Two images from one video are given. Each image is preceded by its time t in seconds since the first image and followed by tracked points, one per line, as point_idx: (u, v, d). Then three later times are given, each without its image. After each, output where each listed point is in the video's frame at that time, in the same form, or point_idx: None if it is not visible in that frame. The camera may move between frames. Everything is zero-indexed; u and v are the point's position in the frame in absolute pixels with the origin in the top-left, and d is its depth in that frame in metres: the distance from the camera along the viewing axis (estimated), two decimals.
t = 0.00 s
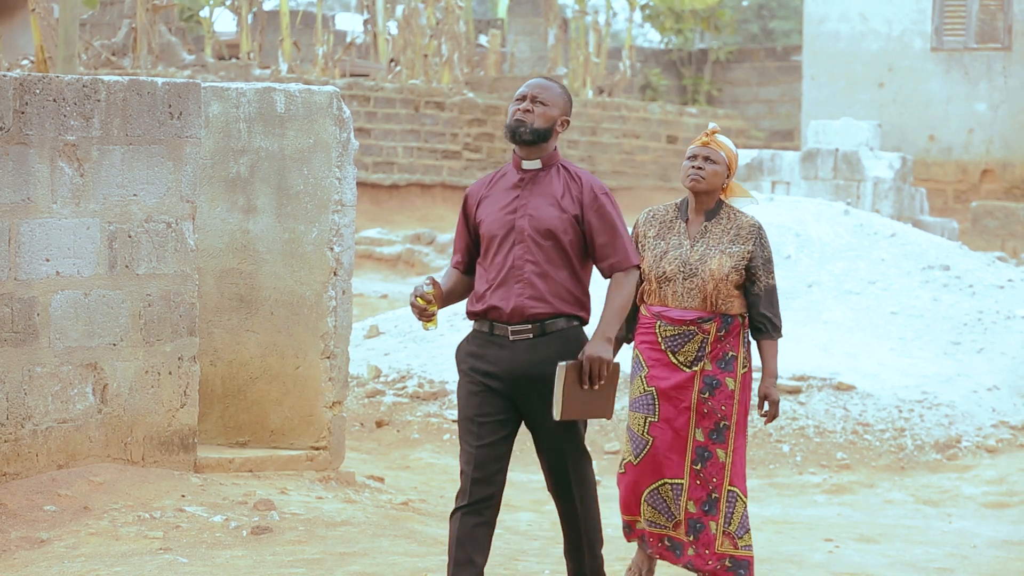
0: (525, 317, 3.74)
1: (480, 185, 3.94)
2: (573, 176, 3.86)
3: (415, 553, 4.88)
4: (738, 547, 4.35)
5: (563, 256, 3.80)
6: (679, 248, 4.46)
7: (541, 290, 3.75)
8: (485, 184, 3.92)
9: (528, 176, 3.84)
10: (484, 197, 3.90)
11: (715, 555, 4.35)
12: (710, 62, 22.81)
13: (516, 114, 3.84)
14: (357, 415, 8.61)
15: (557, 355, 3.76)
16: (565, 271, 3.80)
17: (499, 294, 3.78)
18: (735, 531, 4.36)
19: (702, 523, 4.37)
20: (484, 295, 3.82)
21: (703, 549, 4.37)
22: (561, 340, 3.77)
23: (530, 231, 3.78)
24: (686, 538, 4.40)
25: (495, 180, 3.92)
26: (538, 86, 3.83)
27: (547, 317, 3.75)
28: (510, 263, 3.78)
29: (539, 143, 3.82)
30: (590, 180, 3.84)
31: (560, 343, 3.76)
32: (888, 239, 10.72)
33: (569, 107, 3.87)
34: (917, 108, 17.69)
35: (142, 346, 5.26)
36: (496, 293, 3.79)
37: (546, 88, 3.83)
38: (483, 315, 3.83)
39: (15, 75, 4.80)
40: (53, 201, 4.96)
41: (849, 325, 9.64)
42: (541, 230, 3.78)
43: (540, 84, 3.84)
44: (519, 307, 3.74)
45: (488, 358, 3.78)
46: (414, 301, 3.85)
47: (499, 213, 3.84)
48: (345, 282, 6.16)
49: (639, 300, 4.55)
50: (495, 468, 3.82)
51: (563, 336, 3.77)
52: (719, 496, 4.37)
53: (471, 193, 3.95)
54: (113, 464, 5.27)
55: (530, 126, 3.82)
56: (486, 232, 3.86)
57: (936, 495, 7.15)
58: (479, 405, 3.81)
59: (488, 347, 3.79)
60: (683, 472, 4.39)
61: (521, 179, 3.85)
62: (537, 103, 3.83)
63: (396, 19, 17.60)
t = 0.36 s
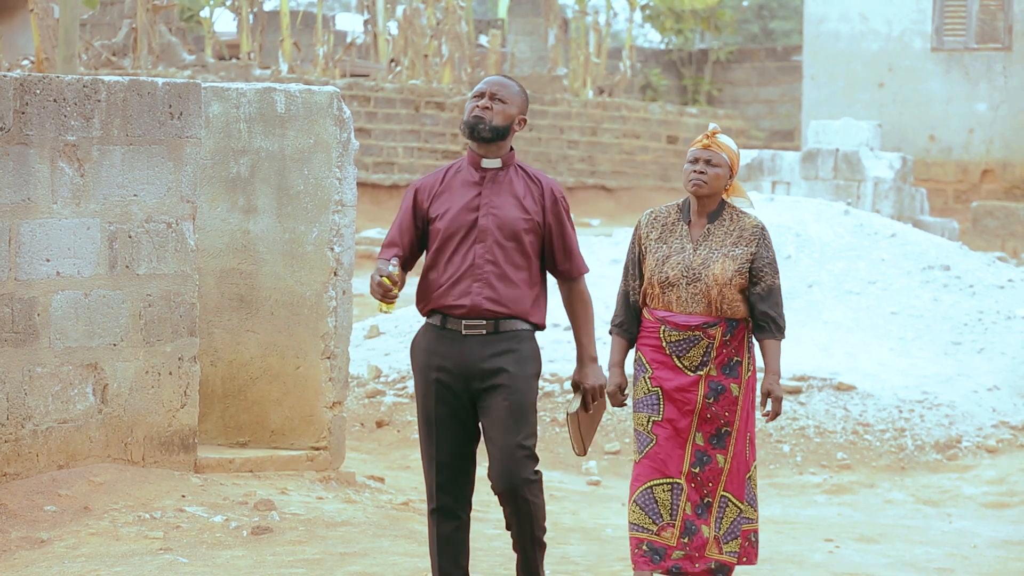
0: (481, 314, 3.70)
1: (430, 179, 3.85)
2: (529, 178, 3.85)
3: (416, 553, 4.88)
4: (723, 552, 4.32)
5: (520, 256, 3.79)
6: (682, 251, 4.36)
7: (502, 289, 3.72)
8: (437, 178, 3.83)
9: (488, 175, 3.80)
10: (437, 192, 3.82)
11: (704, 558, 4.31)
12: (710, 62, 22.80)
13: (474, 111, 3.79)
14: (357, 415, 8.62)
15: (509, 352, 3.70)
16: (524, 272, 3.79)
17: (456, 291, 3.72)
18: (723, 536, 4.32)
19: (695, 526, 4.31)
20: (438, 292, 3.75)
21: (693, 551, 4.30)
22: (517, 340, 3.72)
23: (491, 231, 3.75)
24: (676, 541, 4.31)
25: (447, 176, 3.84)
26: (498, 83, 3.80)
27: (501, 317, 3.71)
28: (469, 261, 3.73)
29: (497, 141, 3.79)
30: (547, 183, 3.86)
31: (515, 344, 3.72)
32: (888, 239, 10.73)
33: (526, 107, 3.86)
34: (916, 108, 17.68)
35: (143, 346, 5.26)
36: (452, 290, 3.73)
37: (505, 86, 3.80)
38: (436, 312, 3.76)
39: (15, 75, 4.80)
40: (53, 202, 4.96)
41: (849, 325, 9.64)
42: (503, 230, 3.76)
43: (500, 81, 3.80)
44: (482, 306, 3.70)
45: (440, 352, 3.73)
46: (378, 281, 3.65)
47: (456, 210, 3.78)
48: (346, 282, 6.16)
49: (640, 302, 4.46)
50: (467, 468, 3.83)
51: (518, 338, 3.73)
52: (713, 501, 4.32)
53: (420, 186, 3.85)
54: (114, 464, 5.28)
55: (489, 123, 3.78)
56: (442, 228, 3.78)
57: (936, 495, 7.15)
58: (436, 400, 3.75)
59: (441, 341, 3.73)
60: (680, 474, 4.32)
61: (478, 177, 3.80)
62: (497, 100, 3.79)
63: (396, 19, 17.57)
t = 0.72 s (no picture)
0: (468, 320, 3.68)
1: (416, 180, 3.80)
2: (515, 179, 3.85)
3: (417, 555, 4.87)
4: (704, 561, 4.22)
5: (509, 258, 3.78)
6: (661, 251, 4.24)
7: (492, 294, 3.70)
8: (424, 179, 3.79)
9: (475, 175, 3.77)
10: (424, 193, 3.77)
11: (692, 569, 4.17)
12: (711, 64, 22.80)
13: (459, 110, 3.77)
14: (357, 416, 8.61)
15: (496, 360, 3.69)
16: (512, 275, 3.78)
17: (444, 295, 3.70)
18: (703, 544, 4.22)
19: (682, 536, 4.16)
20: (427, 297, 3.72)
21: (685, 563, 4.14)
22: (505, 345, 3.71)
23: (480, 233, 3.73)
24: (668, 552, 4.13)
25: (434, 176, 3.80)
26: (482, 83, 3.78)
27: (490, 321, 3.70)
28: (458, 265, 3.71)
29: (483, 141, 3.77)
30: (534, 184, 3.86)
31: (504, 348, 3.70)
32: (889, 241, 10.74)
33: (511, 106, 3.85)
34: (917, 110, 17.43)
35: (143, 347, 5.26)
36: (441, 295, 3.70)
37: (490, 85, 3.79)
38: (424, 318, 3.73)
39: (16, 75, 4.80)
40: (53, 203, 4.96)
41: (850, 327, 9.64)
42: (492, 232, 3.75)
43: (484, 80, 3.78)
44: (472, 311, 3.68)
45: (427, 362, 3.71)
46: (400, 296, 3.59)
47: (444, 211, 3.74)
48: (346, 283, 6.18)
49: (618, 304, 4.33)
50: (458, 478, 3.83)
51: (506, 342, 3.71)
52: (692, 509, 4.22)
53: (407, 188, 3.80)
54: (115, 465, 5.28)
55: (474, 122, 3.76)
56: (430, 231, 3.74)
57: (937, 496, 7.15)
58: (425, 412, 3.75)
59: (429, 350, 3.72)
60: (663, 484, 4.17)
61: (466, 179, 3.77)
62: (482, 99, 3.78)
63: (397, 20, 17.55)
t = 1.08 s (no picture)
0: (462, 335, 3.68)
1: (421, 194, 3.86)
2: (518, 189, 3.81)
3: (416, 563, 4.88)
4: (705, 567, 4.19)
5: (506, 270, 3.74)
6: (649, 260, 4.29)
7: (484, 306, 3.68)
8: (427, 192, 3.84)
9: (474, 186, 3.78)
10: (426, 207, 3.82)
11: None
12: (711, 71, 22.80)
13: (460, 119, 3.77)
14: (357, 424, 8.61)
15: (490, 374, 3.67)
16: (510, 287, 3.74)
17: (438, 308, 3.72)
18: (703, 550, 4.19)
19: (667, 544, 4.18)
20: (424, 309, 3.75)
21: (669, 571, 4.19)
22: (501, 357, 3.68)
23: (473, 244, 3.71)
24: (651, 562, 4.20)
25: (438, 189, 3.84)
26: (484, 91, 3.78)
27: (484, 334, 3.68)
28: (452, 276, 3.71)
29: (484, 150, 3.76)
30: (537, 193, 3.80)
31: (499, 361, 3.68)
32: (889, 248, 10.76)
33: (516, 115, 3.82)
34: (917, 118, 17.26)
35: (144, 355, 5.26)
36: (436, 307, 3.72)
37: (493, 94, 3.77)
38: (423, 332, 3.75)
39: (17, 83, 4.80)
40: (54, 211, 4.96)
41: (850, 334, 9.64)
42: (485, 243, 3.72)
43: (486, 89, 3.78)
44: (463, 323, 3.67)
45: (423, 378, 3.74)
46: (358, 315, 3.73)
47: (441, 223, 3.76)
48: (347, 290, 6.19)
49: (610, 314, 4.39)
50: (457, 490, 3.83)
51: (504, 354, 3.69)
52: (687, 515, 4.19)
53: (411, 201, 3.87)
54: (115, 473, 5.27)
55: (474, 131, 3.75)
56: (428, 244, 3.78)
57: (937, 504, 7.14)
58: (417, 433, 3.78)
59: (427, 365, 3.74)
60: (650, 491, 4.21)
61: (465, 191, 3.78)
62: (484, 108, 3.76)
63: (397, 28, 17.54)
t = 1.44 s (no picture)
0: (469, 338, 3.71)
1: (435, 201, 3.91)
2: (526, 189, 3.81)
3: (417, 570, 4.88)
4: None
5: (512, 270, 3.74)
6: (661, 265, 4.27)
7: (489, 308, 3.70)
8: (439, 198, 3.89)
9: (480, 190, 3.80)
10: (437, 214, 3.87)
11: None
12: (711, 79, 22.82)
13: (466, 123, 3.80)
14: (358, 432, 8.61)
15: (498, 379, 3.70)
16: (516, 288, 3.74)
17: (446, 313, 3.76)
18: (713, 568, 4.17)
19: (680, 561, 4.18)
20: (435, 314, 3.80)
21: None
22: (510, 363, 3.71)
23: (478, 247, 3.74)
24: None
25: (449, 195, 3.88)
26: (489, 94, 3.79)
27: (493, 338, 3.70)
28: (458, 280, 3.75)
29: (491, 154, 3.78)
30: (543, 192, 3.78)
31: (508, 365, 3.71)
32: (889, 256, 10.78)
33: (523, 117, 3.81)
34: (917, 125, 17.24)
35: (144, 363, 5.26)
36: (445, 311, 3.77)
37: (498, 96, 3.78)
38: (433, 337, 3.80)
39: (17, 92, 4.82)
40: (54, 218, 4.97)
41: (850, 342, 9.64)
42: (489, 245, 3.74)
43: (491, 92, 3.79)
44: (470, 327, 3.70)
45: (431, 377, 3.77)
46: (358, 313, 3.84)
47: (449, 228, 3.80)
48: (347, 298, 6.20)
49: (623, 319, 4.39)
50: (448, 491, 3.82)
51: (514, 360, 3.71)
52: (698, 532, 4.17)
53: (426, 209, 3.93)
54: (115, 481, 5.28)
55: (478, 134, 3.78)
56: (437, 248, 3.83)
57: (937, 512, 7.14)
58: (417, 427, 3.79)
59: (436, 367, 3.78)
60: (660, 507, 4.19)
61: (472, 195, 3.81)
62: (489, 112, 3.77)
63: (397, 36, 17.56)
